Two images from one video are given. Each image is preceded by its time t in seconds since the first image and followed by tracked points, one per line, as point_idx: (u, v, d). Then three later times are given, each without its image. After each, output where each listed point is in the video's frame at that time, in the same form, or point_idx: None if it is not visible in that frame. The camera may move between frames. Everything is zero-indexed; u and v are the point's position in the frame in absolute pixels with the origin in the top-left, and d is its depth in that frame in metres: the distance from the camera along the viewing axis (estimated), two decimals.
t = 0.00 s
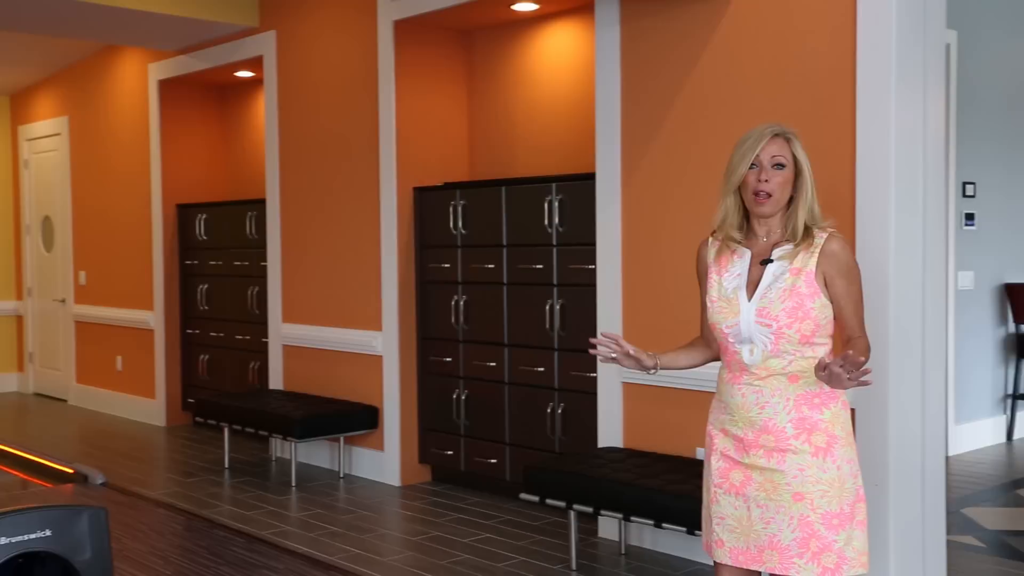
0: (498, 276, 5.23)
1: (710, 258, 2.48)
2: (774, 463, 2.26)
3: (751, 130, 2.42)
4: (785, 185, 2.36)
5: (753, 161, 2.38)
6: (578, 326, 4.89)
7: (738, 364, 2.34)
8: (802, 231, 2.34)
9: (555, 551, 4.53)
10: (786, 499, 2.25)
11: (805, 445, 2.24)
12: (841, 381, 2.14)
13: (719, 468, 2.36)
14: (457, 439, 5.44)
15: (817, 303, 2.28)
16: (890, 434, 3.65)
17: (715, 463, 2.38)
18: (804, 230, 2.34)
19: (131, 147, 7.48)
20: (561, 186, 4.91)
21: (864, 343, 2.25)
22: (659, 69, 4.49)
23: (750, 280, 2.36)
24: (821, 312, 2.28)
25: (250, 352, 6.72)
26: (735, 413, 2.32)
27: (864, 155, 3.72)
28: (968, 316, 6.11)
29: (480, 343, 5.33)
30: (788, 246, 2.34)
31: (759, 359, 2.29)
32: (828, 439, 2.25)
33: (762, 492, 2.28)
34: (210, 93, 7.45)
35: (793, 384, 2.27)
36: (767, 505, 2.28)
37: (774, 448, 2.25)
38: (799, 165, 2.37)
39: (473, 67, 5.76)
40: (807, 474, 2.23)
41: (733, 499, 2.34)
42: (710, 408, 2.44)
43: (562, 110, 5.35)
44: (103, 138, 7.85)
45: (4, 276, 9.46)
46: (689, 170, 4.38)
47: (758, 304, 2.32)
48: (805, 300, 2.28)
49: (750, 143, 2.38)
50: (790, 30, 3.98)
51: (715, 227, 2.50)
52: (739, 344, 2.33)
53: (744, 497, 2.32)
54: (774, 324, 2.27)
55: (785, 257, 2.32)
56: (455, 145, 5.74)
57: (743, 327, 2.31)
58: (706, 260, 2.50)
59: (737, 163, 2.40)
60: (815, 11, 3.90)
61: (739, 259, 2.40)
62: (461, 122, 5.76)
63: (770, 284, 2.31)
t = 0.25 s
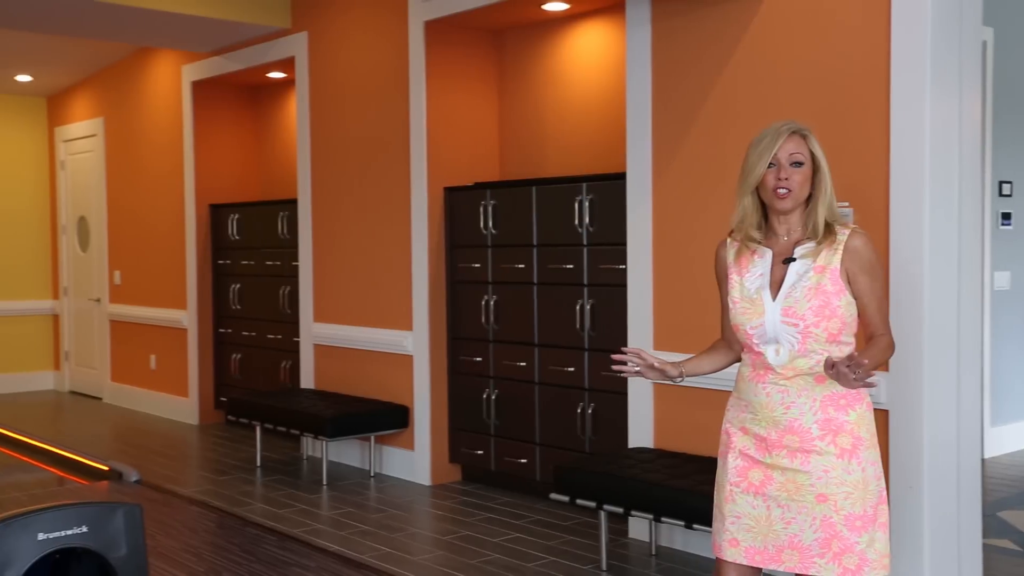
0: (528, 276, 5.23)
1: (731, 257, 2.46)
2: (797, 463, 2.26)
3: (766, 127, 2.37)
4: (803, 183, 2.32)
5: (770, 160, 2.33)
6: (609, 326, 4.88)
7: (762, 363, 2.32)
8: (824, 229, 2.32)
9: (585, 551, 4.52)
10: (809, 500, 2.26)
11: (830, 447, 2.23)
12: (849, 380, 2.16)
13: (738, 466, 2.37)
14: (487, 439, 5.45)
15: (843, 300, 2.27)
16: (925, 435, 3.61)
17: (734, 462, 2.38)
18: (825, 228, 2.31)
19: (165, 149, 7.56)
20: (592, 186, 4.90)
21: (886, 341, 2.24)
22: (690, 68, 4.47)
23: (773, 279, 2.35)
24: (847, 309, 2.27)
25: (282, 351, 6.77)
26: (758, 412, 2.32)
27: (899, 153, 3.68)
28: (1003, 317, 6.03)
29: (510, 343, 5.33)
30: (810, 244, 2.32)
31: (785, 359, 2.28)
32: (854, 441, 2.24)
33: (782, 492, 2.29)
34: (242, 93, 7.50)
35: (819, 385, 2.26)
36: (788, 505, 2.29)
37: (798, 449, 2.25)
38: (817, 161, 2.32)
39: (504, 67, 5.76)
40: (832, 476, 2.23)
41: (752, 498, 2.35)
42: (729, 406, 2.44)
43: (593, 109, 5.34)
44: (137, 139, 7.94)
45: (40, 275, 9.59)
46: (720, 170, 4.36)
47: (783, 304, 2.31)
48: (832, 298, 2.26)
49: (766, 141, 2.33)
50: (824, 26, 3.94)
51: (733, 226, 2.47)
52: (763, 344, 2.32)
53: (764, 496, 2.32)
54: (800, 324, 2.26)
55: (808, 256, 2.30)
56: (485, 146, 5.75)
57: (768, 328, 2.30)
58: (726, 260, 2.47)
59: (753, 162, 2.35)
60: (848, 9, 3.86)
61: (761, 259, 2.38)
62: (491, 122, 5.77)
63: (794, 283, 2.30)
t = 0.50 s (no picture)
0: (560, 275, 5.22)
1: (750, 256, 2.52)
2: (817, 463, 2.33)
3: (784, 127, 2.44)
4: (824, 180, 2.40)
5: (791, 158, 2.40)
6: (641, 326, 4.87)
7: (780, 363, 2.40)
8: (847, 227, 2.39)
9: (617, 552, 4.51)
10: (829, 499, 2.33)
11: (850, 446, 2.31)
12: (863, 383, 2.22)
13: (754, 467, 2.42)
14: (520, 439, 5.45)
15: (868, 303, 2.35)
16: (963, 437, 3.57)
17: (748, 463, 2.43)
18: (848, 226, 2.38)
19: (200, 149, 7.63)
20: (624, 186, 4.89)
21: (901, 347, 2.33)
22: (723, 67, 4.44)
23: (797, 279, 2.41)
24: (869, 312, 2.36)
25: (315, 351, 6.81)
26: (776, 412, 2.38)
27: (937, 152, 3.64)
28: None
29: (543, 343, 5.32)
30: (834, 243, 2.39)
31: (806, 359, 2.36)
32: (872, 440, 2.32)
33: (802, 492, 2.35)
34: (275, 94, 7.55)
35: (839, 385, 2.34)
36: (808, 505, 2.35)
37: (818, 448, 2.33)
38: (837, 158, 2.41)
39: (536, 66, 5.76)
40: (852, 475, 2.31)
41: (770, 498, 2.40)
42: (739, 406, 2.50)
43: (626, 109, 5.33)
44: (172, 140, 8.02)
45: (78, 274, 9.72)
46: (754, 169, 4.32)
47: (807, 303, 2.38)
48: (857, 300, 2.34)
49: (784, 141, 2.41)
50: (860, 23, 3.89)
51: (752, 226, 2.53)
52: (784, 343, 2.39)
53: (783, 497, 2.38)
54: (826, 324, 2.34)
55: (833, 256, 2.37)
56: (518, 146, 5.75)
57: (792, 326, 2.37)
58: (746, 260, 2.53)
59: (774, 161, 2.42)
60: (885, 6, 3.81)
61: (785, 258, 2.44)
62: (523, 122, 5.77)
63: (819, 283, 2.37)
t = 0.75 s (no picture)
0: (588, 275, 5.21)
1: (755, 252, 2.55)
2: (818, 461, 2.39)
3: (792, 127, 2.51)
4: (832, 180, 2.47)
5: (799, 157, 2.47)
6: (670, 326, 4.84)
7: (781, 362, 2.44)
8: (854, 229, 2.47)
9: (646, 553, 4.49)
10: (830, 497, 2.39)
11: (850, 444, 2.39)
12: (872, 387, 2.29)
13: (755, 466, 2.46)
14: (548, 439, 5.44)
15: (871, 306, 2.44)
16: (998, 439, 3.53)
17: (748, 462, 2.47)
18: (854, 228, 2.46)
19: (231, 150, 7.69)
20: (653, 185, 4.87)
21: (899, 350, 2.43)
22: (752, 65, 4.39)
23: (805, 278, 2.46)
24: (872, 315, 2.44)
25: (344, 350, 6.84)
26: (777, 412, 2.43)
27: (970, 151, 3.59)
28: None
29: (571, 343, 5.32)
30: (841, 245, 2.46)
31: (809, 358, 2.41)
32: (870, 439, 2.41)
33: (804, 491, 2.41)
34: (304, 95, 7.60)
35: (840, 384, 2.41)
36: (809, 503, 2.41)
37: (821, 446, 2.39)
38: (844, 159, 2.48)
39: (564, 67, 5.76)
40: (853, 472, 2.39)
41: (770, 497, 2.45)
42: (735, 405, 2.53)
43: (654, 109, 5.31)
44: (203, 141, 8.09)
45: (111, 274, 9.82)
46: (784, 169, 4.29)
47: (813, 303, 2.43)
48: (863, 303, 2.42)
49: (793, 140, 2.48)
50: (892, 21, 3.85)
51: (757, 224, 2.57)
52: (787, 342, 2.43)
53: (783, 495, 2.43)
54: (832, 325, 2.41)
55: (840, 258, 2.44)
56: (546, 146, 5.75)
57: (798, 325, 2.42)
58: (751, 257, 2.56)
59: (783, 159, 2.48)
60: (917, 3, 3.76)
61: (791, 256, 2.49)
62: (552, 122, 5.77)
63: (826, 284, 2.43)
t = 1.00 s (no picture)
0: (620, 276, 5.20)
1: (764, 253, 2.55)
2: (826, 461, 2.39)
3: (804, 130, 2.49)
4: (842, 185, 2.46)
5: (810, 161, 2.45)
6: (702, 327, 4.82)
7: (790, 363, 2.44)
8: (864, 233, 2.46)
9: (677, 554, 4.47)
10: (840, 496, 2.39)
11: (857, 445, 2.38)
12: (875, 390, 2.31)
13: (764, 464, 2.47)
14: (579, 439, 5.43)
15: (881, 308, 2.43)
16: None
17: (757, 460, 2.48)
18: (864, 232, 2.45)
19: (263, 151, 7.74)
20: (685, 185, 4.84)
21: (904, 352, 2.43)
22: (785, 64, 4.34)
23: (814, 281, 2.46)
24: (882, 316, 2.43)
25: (375, 350, 6.87)
26: (784, 412, 2.43)
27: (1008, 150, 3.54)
28: None
29: (603, 343, 5.31)
30: (851, 248, 2.45)
31: (819, 360, 2.41)
32: (877, 439, 2.40)
33: (813, 489, 2.41)
34: (337, 96, 7.63)
35: (847, 385, 2.41)
36: (818, 502, 2.40)
37: (828, 446, 2.39)
38: (855, 164, 2.47)
39: (595, 67, 5.75)
40: (861, 473, 2.37)
41: (780, 495, 2.45)
42: (742, 404, 2.53)
43: (686, 109, 5.29)
44: (236, 142, 8.15)
45: (146, 275, 9.93)
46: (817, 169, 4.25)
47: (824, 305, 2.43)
48: (873, 305, 2.41)
49: (804, 144, 2.45)
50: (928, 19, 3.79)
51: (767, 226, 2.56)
52: (796, 343, 2.44)
53: (793, 493, 2.43)
54: (842, 327, 2.41)
55: (851, 261, 2.43)
56: (577, 147, 5.74)
57: (808, 327, 2.42)
58: (759, 259, 2.55)
59: (793, 163, 2.47)
60: None
61: (800, 258, 2.48)
62: (583, 122, 5.76)
63: (836, 286, 2.42)
